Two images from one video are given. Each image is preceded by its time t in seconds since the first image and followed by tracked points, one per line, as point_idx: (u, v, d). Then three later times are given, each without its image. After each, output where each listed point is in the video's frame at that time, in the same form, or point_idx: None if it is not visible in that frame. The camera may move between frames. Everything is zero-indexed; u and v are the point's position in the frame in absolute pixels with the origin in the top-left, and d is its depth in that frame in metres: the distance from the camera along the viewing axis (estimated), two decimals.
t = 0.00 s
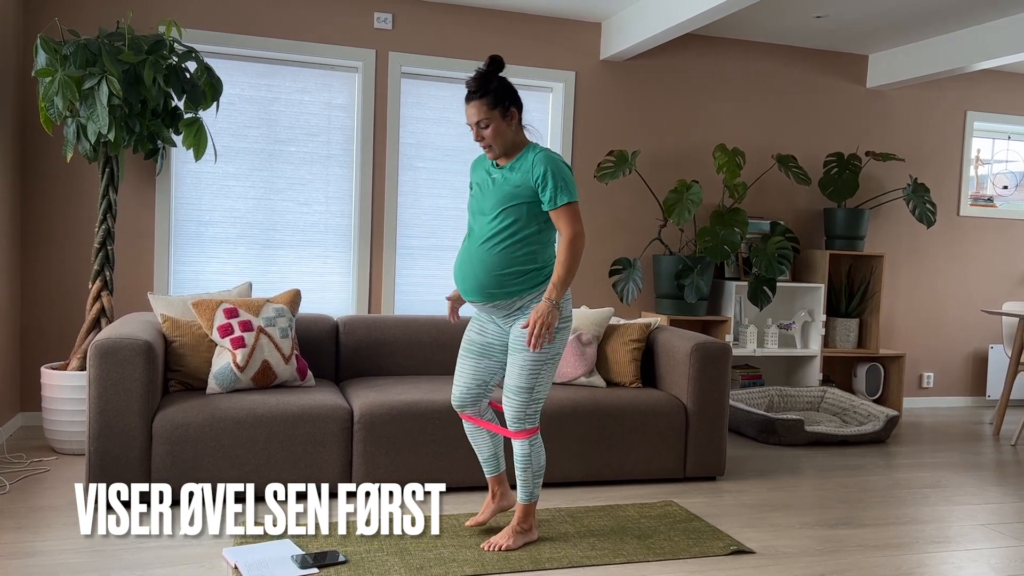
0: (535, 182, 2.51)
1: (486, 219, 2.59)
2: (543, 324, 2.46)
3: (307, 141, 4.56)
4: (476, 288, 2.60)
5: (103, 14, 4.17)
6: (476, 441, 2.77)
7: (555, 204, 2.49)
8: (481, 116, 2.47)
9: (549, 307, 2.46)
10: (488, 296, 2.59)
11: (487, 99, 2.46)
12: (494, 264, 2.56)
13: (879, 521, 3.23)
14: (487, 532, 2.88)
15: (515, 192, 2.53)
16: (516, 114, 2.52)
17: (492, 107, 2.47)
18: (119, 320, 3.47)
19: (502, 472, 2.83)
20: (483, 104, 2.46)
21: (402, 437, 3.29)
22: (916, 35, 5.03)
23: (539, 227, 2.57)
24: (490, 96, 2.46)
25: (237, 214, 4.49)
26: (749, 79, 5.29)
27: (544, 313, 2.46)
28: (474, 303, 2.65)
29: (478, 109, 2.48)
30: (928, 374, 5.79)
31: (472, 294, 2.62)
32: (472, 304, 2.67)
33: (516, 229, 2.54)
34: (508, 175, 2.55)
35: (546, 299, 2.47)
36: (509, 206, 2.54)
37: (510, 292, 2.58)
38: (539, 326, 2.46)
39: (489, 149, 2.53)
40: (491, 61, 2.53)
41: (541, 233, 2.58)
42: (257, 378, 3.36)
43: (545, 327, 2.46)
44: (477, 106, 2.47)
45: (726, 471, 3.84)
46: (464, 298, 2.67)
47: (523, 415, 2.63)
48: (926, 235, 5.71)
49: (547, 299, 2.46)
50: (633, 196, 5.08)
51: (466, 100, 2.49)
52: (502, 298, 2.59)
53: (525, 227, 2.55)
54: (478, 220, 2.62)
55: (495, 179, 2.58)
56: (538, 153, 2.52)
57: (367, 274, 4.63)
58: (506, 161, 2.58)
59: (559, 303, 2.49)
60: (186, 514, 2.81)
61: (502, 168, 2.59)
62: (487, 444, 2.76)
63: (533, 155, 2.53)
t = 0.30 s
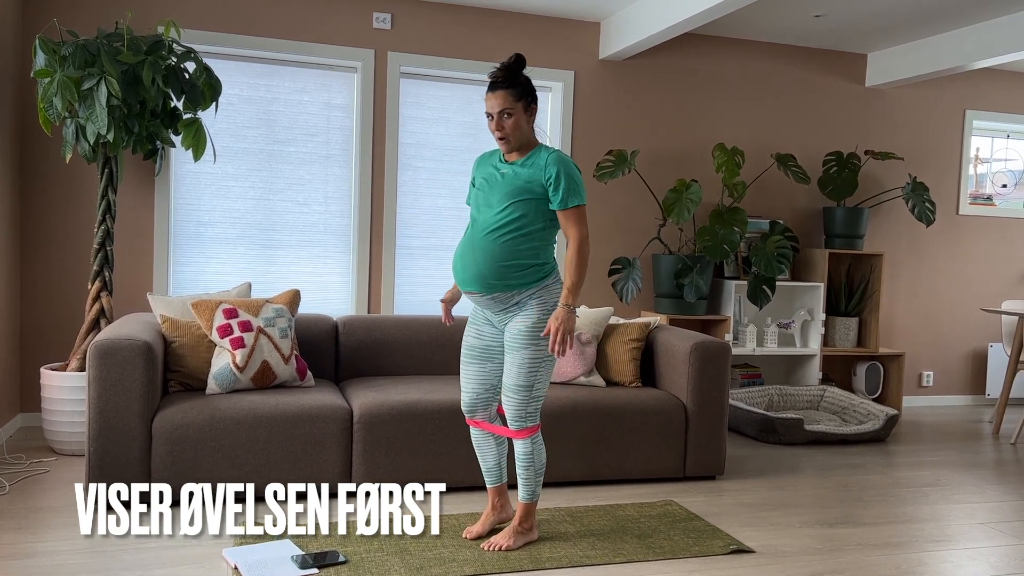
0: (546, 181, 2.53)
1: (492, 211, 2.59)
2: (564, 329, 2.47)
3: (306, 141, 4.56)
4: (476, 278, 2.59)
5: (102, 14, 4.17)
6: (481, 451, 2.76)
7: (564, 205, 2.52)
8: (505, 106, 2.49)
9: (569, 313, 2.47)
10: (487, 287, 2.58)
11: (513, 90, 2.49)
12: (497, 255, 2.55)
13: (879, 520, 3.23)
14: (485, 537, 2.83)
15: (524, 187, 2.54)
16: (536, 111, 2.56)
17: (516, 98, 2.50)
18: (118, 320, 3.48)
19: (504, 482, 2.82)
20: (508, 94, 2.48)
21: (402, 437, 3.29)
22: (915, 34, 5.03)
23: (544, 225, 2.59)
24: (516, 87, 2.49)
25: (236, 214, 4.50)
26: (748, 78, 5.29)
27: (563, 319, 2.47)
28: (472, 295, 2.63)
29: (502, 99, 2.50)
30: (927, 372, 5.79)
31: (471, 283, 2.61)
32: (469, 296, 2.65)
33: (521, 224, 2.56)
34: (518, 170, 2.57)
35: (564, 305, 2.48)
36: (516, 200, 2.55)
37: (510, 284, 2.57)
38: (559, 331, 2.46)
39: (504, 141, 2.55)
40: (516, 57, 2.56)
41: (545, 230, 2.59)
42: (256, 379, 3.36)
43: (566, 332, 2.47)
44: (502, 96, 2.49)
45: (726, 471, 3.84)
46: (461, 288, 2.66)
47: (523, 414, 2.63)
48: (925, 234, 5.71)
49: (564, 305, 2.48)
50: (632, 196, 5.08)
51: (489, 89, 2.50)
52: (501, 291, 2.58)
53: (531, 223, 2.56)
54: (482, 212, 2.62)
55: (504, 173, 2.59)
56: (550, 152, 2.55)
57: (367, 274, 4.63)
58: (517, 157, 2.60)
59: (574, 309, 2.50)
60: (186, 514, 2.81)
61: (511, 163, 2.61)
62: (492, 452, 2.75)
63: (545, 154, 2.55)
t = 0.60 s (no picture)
0: (552, 181, 2.54)
1: (495, 208, 2.59)
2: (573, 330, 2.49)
3: (306, 141, 4.56)
4: (477, 273, 2.59)
5: (101, 14, 4.17)
6: (480, 450, 2.76)
7: (569, 205, 2.53)
8: (514, 104, 2.51)
9: (576, 315, 2.49)
10: (488, 282, 2.58)
11: (522, 89, 2.51)
12: (500, 251, 2.56)
13: (879, 518, 3.23)
14: (486, 536, 2.83)
15: (530, 186, 2.55)
16: (542, 110, 2.59)
17: (524, 97, 2.51)
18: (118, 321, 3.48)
19: (503, 481, 2.83)
20: (518, 93, 2.50)
21: (402, 436, 3.29)
22: (915, 31, 5.02)
23: (547, 224, 2.59)
24: (526, 86, 2.51)
25: (236, 214, 4.50)
26: (748, 77, 5.29)
27: (572, 320, 2.49)
28: (472, 290, 2.63)
29: (510, 97, 2.51)
30: (927, 370, 5.79)
31: (471, 278, 2.61)
32: (469, 291, 2.65)
33: (526, 221, 2.56)
34: (524, 169, 2.58)
35: (572, 306, 2.50)
36: (521, 198, 2.55)
37: (511, 279, 2.57)
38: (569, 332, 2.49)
39: (511, 139, 2.56)
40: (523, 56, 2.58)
41: (548, 229, 2.60)
42: (257, 379, 3.36)
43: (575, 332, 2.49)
44: (511, 94, 2.51)
45: (726, 469, 3.84)
46: (461, 283, 2.65)
47: (524, 412, 2.63)
48: (925, 232, 5.71)
49: (572, 305, 2.50)
50: (632, 194, 5.08)
51: (498, 87, 2.52)
52: (501, 286, 2.57)
53: (534, 221, 2.57)
54: (485, 209, 2.62)
55: (509, 172, 2.60)
56: (556, 152, 2.56)
57: (366, 273, 4.63)
58: (521, 155, 2.62)
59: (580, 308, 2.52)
60: (186, 514, 2.81)
61: (516, 161, 2.62)
62: (491, 451, 2.76)
63: (551, 154, 2.57)
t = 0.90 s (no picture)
0: (555, 181, 2.55)
1: (498, 208, 2.59)
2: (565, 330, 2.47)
3: (306, 140, 4.56)
4: (481, 272, 2.59)
5: (101, 14, 4.17)
6: (481, 449, 2.77)
7: (571, 205, 2.53)
8: (516, 103, 2.51)
9: (569, 315, 2.47)
10: (491, 281, 2.58)
11: (524, 88, 2.51)
12: (503, 250, 2.56)
13: (881, 516, 3.23)
14: (488, 535, 2.84)
15: (533, 186, 2.55)
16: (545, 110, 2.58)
17: (527, 96, 2.52)
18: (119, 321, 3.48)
19: (506, 480, 2.83)
20: (520, 92, 2.50)
21: (403, 435, 3.29)
22: (915, 28, 5.01)
23: (551, 223, 2.59)
24: (528, 85, 2.51)
25: (236, 214, 4.50)
26: (748, 74, 5.29)
27: (564, 318, 2.47)
28: (476, 289, 2.63)
29: (513, 96, 2.51)
30: (929, 367, 5.79)
31: (475, 277, 2.61)
32: (473, 290, 2.65)
33: (529, 221, 2.56)
34: (526, 169, 2.58)
35: (566, 305, 2.49)
36: (525, 198, 2.55)
37: (513, 276, 2.57)
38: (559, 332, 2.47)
39: (513, 138, 2.56)
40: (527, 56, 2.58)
41: (552, 229, 2.59)
42: (258, 378, 3.36)
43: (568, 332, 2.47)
44: (513, 93, 2.51)
45: (727, 467, 3.83)
46: (465, 282, 2.65)
47: (526, 411, 2.64)
48: (926, 229, 5.70)
49: (566, 304, 2.49)
50: (633, 192, 5.08)
51: (501, 86, 2.52)
52: (506, 285, 2.57)
53: (538, 221, 2.57)
54: (489, 209, 2.62)
55: (512, 172, 2.60)
56: (559, 152, 2.56)
57: (367, 273, 4.62)
58: (524, 154, 2.62)
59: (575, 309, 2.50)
60: (186, 515, 2.81)
61: (519, 161, 2.62)
62: (492, 451, 2.76)
63: (554, 154, 2.57)
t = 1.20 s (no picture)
0: (555, 177, 2.54)
1: (499, 205, 2.59)
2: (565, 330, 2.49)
3: (306, 139, 4.56)
4: (482, 269, 2.59)
5: (101, 14, 4.17)
6: (484, 449, 2.76)
7: (571, 201, 2.53)
8: (519, 98, 2.52)
9: (569, 315, 2.49)
10: (493, 278, 2.57)
11: (528, 84, 2.53)
12: (505, 247, 2.55)
13: (883, 513, 3.23)
14: (489, 533, 2.84)
15: (534, 183, 2.55)
16: (548, 109, 2.59)
17: (530, 92, 2.53)
18: (120, 321, 3.47)
19: (508, 479, 2.83)
20: (524, 88, 2.52)
21: (404, 433, 3.30)
22: (916, 24, 5.00)
23: (552, 221, 2.59)
24: (531, 82, 2.53)
25: (237, 213, 4.50)
26: (748, 72, 5.28)
27: (564, 318, 2.49)
28: (477, 287, 2.63)
29: (517, 92, 2.53)
30: (931, 364, 5.78)
31: (476, 275, 2.61)
32: (475, 288, 2.65)
33: (531, 217, 2.56)
34: (527, 167, 2.58)
35: (567, 305, 2.51)
36: (525, 195, 2.55)
37: (512, 274, 2.57)
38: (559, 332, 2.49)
39: (514, 134, 2.56)
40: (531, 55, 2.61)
41: (553, 226, 2.59)
42: (259, 378, 3.36)
43: (568, 332, 2.50)
44: (517, 88, 2.52)
45: (729, 464, 3.83)
46: (467, 280, 2.65)
47: (530, 409, 2.64)
48: (927, 225, 5.70)
49: (568, 303, 2.51)
50: (633, 190, 5.07)
51: (504, 82, 2.54)
52: (507, 282, 2.57)
53: (539, 218, 2.56)
54: (490, 206, 2.62)
55: (512, 169, 2.60)
56: (559, 149, 2.56)
57: (368, 271, 4.62)
58: (526, 152, 2.62)
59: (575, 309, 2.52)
60: (186, 514, 2.80)
61: (521, 159, 2.62)
62: (495, 450, 2.75)
63: (554, 151, 2.57)
